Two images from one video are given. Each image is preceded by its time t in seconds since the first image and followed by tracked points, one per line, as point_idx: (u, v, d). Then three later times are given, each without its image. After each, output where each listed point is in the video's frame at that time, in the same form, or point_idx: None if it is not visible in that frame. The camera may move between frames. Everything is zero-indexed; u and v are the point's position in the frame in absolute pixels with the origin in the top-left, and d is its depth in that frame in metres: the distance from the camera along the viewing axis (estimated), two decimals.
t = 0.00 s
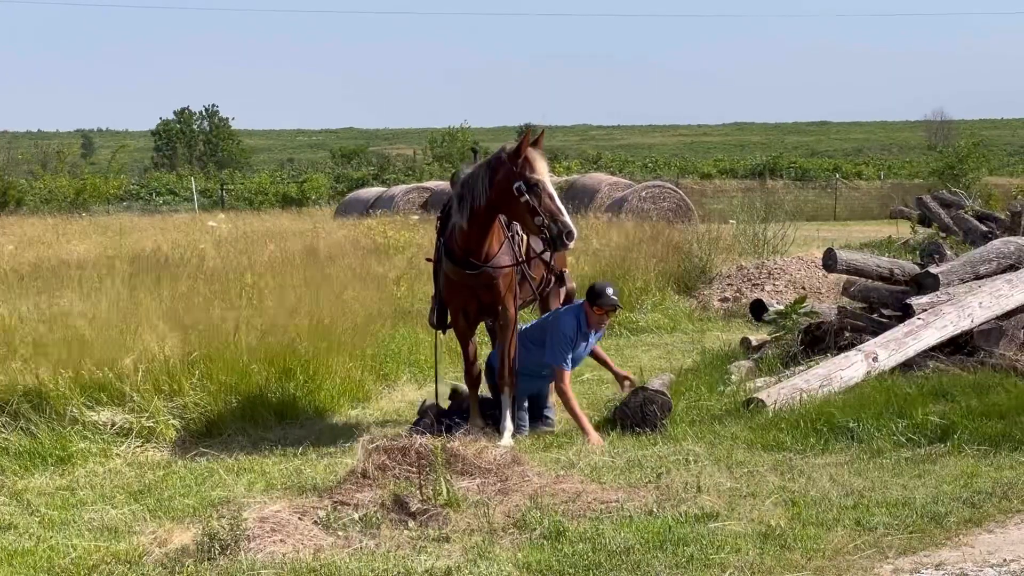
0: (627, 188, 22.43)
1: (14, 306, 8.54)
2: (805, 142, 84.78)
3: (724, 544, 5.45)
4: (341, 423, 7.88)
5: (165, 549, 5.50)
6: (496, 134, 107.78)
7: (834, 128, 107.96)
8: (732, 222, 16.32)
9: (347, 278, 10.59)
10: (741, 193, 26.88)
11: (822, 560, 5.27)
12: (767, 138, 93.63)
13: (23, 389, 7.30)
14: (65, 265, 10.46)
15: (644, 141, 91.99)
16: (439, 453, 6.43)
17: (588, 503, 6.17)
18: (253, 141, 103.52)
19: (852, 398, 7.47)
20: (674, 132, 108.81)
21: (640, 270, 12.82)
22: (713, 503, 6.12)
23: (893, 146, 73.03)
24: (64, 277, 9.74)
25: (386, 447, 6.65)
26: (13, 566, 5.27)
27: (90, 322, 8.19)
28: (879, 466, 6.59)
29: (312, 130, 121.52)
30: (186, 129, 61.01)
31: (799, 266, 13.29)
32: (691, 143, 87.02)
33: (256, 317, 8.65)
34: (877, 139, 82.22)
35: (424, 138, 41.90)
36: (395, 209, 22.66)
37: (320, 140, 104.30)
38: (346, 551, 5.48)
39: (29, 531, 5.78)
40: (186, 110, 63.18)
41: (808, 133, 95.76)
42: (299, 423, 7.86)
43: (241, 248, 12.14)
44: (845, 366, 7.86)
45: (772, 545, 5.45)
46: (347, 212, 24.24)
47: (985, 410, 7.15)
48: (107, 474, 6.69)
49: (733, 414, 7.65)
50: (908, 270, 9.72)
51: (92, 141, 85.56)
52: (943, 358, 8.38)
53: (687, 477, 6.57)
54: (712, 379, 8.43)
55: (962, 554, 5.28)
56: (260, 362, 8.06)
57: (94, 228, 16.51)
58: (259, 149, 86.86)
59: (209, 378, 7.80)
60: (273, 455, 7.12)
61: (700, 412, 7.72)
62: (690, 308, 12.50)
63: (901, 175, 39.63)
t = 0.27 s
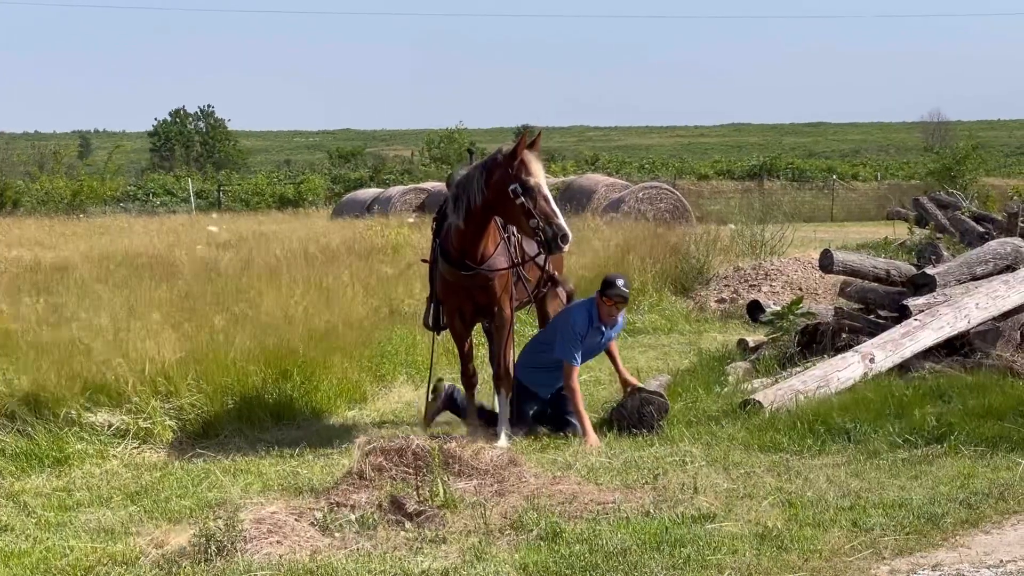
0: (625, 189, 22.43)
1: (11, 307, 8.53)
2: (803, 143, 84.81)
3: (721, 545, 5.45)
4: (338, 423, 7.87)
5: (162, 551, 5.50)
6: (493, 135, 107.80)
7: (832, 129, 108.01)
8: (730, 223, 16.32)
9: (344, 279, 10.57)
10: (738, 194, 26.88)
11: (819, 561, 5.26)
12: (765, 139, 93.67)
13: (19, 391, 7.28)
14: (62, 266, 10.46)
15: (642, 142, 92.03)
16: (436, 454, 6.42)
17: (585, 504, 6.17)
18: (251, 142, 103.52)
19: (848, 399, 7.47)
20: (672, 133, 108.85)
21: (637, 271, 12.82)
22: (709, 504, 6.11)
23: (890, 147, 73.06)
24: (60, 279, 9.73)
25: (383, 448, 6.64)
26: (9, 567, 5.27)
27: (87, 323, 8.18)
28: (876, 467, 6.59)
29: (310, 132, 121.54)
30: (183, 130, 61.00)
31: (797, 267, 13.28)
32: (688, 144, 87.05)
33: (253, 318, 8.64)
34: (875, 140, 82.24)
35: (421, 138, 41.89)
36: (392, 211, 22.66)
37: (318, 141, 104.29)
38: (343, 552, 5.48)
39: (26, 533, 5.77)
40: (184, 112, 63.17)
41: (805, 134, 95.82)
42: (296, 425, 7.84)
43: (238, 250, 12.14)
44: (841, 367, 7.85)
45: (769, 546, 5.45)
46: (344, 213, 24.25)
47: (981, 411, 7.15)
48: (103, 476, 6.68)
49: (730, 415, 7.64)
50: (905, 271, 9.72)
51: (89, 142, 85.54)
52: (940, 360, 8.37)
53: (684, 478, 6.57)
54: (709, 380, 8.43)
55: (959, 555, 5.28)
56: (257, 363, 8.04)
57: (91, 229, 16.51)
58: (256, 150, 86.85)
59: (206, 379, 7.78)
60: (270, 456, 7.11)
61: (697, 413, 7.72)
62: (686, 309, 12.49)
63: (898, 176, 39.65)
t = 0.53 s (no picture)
0: (623, 190, 22.43)
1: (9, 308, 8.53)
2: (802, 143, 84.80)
3: (719, 546, 5.46)
4: (336, 424, 7.87)
5: (160, 552, 5.50)
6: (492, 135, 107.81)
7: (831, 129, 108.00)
8: (728, 224, 16.32)
9: (342, 280, 10.58)
10: (736, 195, 26.88)
11: (816, 562, 5.27)
12: (764, 139, 93.68)
13: (17, 392, 7.29)
14: (60, 267, 10.46)
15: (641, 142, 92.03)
16: (434, 455, 6.43)
17: (583, 505, 6.17)
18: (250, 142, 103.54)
19: (846, 399, 7.47)
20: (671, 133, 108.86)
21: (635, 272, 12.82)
22: (707, 505, 6.12)
23: (889, 147, 73.04)
24: (58, 279, 9.74)
25: (381, 449, 6.64)
26: (7, 568, 5.27)
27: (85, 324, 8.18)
28: (874, 468, 6.60)
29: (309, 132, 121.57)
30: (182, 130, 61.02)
31: (795, 267, 13.27)
32: (688, 144, 87.05)
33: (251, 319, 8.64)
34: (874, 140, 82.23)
35: (419, 139, 41.88)
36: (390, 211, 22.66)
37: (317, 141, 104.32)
38: (341, 553, 5.48)
39: (24, 534, 5.78)
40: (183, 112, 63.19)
41: (805, 134, 95.81)
42: (294, 425, 7.84)
43: (236, 250, 12.14)
44: (840, 368, 7.85)
45: (767, 547, 5.45)
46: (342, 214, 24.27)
47: (979, 412, 7.15)
48: (101, 477, 6.69)
49: (728, 415, 7.64)
50: (902, 271, 9.72)
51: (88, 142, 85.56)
52: (938, 360, 8.37)
53: (681, 479, 6.57)
54: (707, 381, 8.43)
55: (956, 555, 5.28)
56: (255, 364, 8.05)
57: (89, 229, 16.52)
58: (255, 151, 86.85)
59: (204, 380, 7.78)
60: (268, 457, 7.11)
61: (695, 414, 7.72)
62: (684, 310, 12.49)
63: (896, 177, 39.66)
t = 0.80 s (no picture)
0: (620, 190, 22.43)
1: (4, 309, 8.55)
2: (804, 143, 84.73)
3: (713, 547, 5.45)
4: (331, 425, 7.87)
5: (154, 553, 5.50)
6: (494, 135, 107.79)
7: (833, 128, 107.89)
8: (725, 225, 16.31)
9: (339, 281, 10.59)
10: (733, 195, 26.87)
11: (811, 563, 5.26)
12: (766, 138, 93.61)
13: (12, 393, 7.30)
14: (57, 268, 10.47)
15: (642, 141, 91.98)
16: (429, 456, 6.43)
17: (578, 506, 6.17)
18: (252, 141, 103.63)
19: (842, 400, 7.45)
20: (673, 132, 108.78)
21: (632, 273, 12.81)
22: (702, 506, 6.12)
23: (891, 147, 72.96)
24: (55, 280, 9.74)
25: (375, 451, 6.64)
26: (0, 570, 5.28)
27: (81, 325, 8.19)
28: (869, 469, 6.59)
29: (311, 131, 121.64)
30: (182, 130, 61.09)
31: (792, 268, 13.25)
32: (690, 143, 87.00)
33: (247, 320, 8.65)
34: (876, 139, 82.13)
35: (418, 139, 41.88)
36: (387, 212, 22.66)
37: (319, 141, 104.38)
38: (335, 555, 5.48)
39: (18, 536, 5.78)
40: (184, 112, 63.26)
41: (805, 133, 95.72)
42: (290, 426, 7.84)
43: (234, 251, 12.15)
44: (835, 368, 7.84)
45: (762, 549, 5.44)
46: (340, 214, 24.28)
47: (975, 412, 7.14)
48: (96, 478, 6.69)
49: (723, 416, 7.64)
50: (898, 271, 9.71)
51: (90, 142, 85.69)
52: (934, 361, 8.37)
53: (676, 480, 6.57)
54: (702, 382, 8.42)
55: (951, 557, 5.27)
56: (251, 365, 8.05)
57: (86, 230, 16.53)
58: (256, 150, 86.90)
59: (199, 382, 7.79)
60: (263, 458, 7.11)
61: (690, 415, 7.71)
62: (681, 310, 12.49)
63: (895, 176, 39.64)
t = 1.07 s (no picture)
0: (618, 189, 22.42)
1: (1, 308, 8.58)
2: (807, 142, 84.66)
3: (705, 547, 5.44)
4: (325, 425, 7.90)
5: (146, 553, 5.52)
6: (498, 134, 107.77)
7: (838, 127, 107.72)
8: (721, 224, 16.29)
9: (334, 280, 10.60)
10: (730, 195, 26.85)
11: (803, 563, 5.25)
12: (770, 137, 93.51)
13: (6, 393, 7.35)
14: (54, 267, 10.49)
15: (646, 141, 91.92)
16: (422, 455, 6.44)
17: (570, 505, 6.17)
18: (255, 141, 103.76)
19: (835, 400, 7.44)
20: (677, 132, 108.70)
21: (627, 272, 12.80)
22: (695, 505, 6.11)
23: (894, 145, 72.87)
24: (52, 279, 9.77)
25: (368, 450, 6.65)
26: None
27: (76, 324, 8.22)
28: (862, 469, 6.57)
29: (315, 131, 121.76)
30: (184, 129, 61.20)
31: (787, 267, 13.24)
32: (694, 143, 86.91)
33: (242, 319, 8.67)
34: (880, 138, 81.99)
35: (417, 137, 41.85)
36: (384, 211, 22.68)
37: (323, 140, 104.47)
38: (327, 554, 5.49)
39: (10, 535, 5.79)
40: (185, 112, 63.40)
41: (809, 132, 95.59)
42: (283, 426, 7.87)
43: (231, 250, 12.16)
44: (829, 368, 7.83)
45: (753, 549, 5.43)
46: (338, 213, 24.30)
47: (968, 412, 7.13)
48: (89, 477, 6.72)
49: (718, 416, 7.63)
50: (894, 271, 9.69)
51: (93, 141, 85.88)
52: (929, 360, 8.35)
53: (669, 479, 6.56)
54: (697, 381, 8.41)
55: (943, 557, 5.26)
56: (245, 365, 8.09)
57: (83, 230, 16.54)
58: (259, 149, 86.98)
59: (194, 382, 7.82)
60: (257, 457, 7.13)
61: (685, 415, 7.70)
62: (677, 310, 12.47)
63: (895, 175, 39.59)
